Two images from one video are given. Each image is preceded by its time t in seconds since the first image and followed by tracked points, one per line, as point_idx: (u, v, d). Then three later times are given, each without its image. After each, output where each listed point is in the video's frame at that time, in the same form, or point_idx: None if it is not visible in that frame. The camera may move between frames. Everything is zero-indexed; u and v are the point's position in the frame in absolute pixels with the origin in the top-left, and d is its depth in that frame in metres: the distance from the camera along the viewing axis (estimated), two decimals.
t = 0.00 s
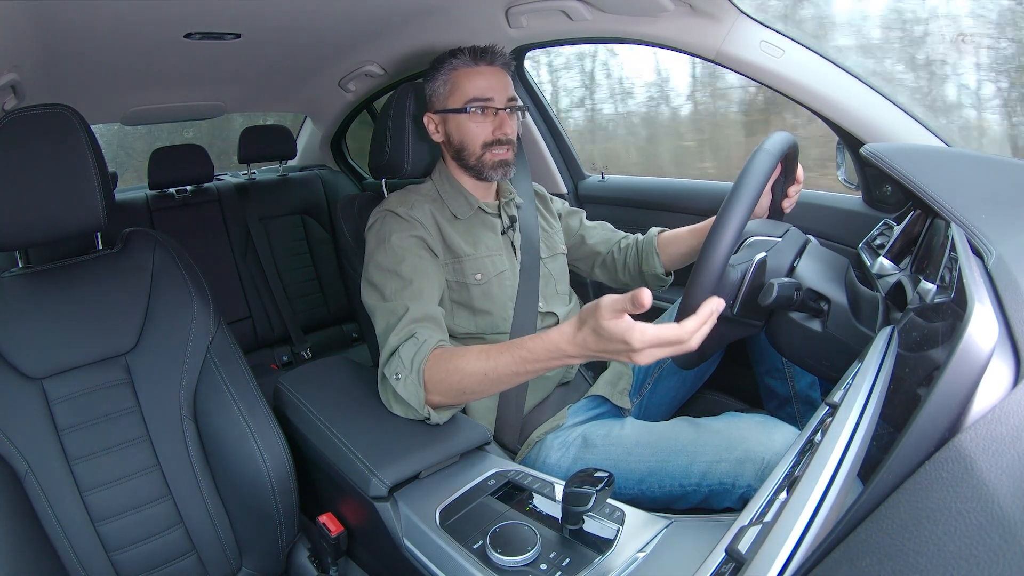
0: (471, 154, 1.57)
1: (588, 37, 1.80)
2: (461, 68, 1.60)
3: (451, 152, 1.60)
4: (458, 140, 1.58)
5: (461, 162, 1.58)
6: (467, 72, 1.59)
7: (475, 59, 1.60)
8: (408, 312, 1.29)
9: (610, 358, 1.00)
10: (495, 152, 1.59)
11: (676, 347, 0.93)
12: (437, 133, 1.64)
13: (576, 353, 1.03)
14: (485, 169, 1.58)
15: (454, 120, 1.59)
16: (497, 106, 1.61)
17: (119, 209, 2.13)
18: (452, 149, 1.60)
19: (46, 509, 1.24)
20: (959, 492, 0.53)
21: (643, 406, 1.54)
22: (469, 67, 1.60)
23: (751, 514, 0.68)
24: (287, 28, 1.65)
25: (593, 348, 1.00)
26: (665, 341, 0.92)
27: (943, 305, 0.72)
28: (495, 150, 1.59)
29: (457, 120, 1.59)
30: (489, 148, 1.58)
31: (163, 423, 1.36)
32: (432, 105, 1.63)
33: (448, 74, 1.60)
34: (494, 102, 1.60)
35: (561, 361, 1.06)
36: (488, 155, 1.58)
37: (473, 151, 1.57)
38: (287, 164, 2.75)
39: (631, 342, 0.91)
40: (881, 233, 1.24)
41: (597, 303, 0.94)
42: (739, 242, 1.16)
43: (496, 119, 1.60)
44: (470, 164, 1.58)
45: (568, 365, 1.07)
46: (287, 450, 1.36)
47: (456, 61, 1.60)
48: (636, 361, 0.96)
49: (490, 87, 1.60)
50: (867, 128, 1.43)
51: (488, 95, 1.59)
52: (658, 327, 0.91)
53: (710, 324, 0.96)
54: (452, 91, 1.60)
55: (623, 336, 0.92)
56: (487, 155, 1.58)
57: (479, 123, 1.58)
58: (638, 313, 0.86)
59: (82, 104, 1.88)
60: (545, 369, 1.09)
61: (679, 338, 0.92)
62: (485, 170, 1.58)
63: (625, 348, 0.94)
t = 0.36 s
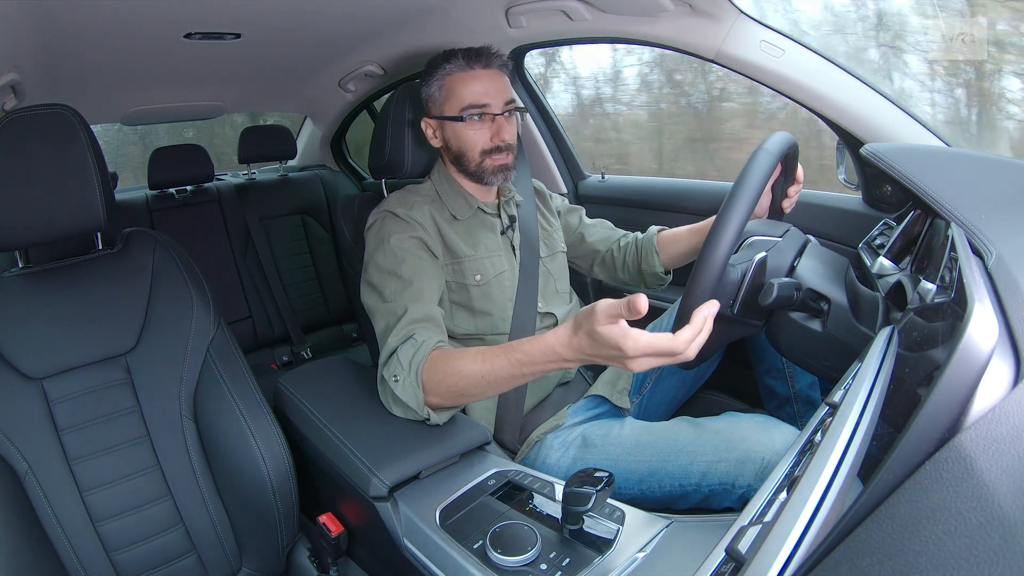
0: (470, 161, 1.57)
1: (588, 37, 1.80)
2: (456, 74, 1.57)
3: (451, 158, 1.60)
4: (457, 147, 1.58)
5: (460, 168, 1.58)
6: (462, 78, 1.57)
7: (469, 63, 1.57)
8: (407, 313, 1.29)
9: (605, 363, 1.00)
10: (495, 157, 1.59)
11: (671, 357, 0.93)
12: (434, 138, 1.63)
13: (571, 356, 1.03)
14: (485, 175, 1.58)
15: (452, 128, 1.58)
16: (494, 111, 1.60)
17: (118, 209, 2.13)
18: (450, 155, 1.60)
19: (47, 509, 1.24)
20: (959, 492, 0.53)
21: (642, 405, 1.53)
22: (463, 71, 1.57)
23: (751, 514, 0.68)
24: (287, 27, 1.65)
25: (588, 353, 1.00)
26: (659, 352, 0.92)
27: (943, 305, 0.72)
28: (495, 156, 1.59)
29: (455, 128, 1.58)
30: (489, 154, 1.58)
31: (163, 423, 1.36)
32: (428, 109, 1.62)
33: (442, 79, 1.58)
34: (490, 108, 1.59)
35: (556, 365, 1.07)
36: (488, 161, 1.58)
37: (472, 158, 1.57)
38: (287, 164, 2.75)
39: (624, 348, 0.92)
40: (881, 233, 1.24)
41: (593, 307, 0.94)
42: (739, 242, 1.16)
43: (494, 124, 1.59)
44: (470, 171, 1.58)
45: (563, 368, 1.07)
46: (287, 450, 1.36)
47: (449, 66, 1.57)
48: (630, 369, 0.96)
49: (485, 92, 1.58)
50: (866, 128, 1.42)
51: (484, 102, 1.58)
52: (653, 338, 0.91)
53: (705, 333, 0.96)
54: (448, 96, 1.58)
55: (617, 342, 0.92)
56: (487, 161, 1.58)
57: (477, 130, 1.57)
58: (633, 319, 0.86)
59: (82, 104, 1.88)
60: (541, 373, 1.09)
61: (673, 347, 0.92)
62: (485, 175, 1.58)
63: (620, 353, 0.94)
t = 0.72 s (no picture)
0: (468, 157, 1.57)
1: (588, 37, 1.80)
2: (456, 71, 1.60)
3: (450, 155, 1.60)
4: (456, 144, 1.58)
5: (459, 164, 1.58)
6: (462, 75, 1.59)
7: (469, 62, 1.60)
8: (407, 312, 1.29)
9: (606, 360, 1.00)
10: (493, 155, 1.59)
11: (673, 354, 0.91)
12: (434, 136, 1.63)
13: (572, 352, 1.03)
14: (483, 173, 1.58)
15: (451, 123, 1.59)
16: (493, 108, 1.61)
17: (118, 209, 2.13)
18: (450, 153, 1.60)
19: (47, 509, 1.24)
20: (958, 492, 0.53)
21: (643, 405, 1.53)
22: (463, 69, 1.60)
23: (751, 514, 0.68)
24: (287, 28, 1.65)
25: (590, 349, 0.99)
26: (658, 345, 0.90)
27: (943, 305, 0.72)
28: (493, 154, 1.59)
29: (454, 124, 1.59)
30: (487, 151, 1.58)
31: (163, 423, 1.36)
32: (429, 107, 1.63)
33: (443, 77, 1.60)
34: (489, 105, 1.60)
35: (557, 361, 1.06)
36: (486, 158, 1.57)
37: (470, 155, 1.57)
38: (287, 164, 2.75)
39: (626, 343, 0.91)
40: (881, 233, 1.24)
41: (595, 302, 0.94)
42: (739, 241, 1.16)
43: (492, 121, 1.60)
44: (468, 167, 1.58)
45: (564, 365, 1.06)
46: (288, 450, 1.36)
47: (450, 64, 1.59)
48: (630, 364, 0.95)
49: (484, 89, 1.60)
50: (866, 128, 1.43)
51: (483, 98, 1.59)
52: (652, 330, 0.89)
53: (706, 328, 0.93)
54: (448, 93, 1.60)
55: (619, 336, 0.92)
56: (485, 159, 1.57)
57: (476, 126, 1.58)
58: (638, 314, 0.84)
59: (81, 104, 1.87)
60: (541, 369, 1.09)
61: (673, 343, 0.89)
62: (483, 174, 1.58)
63: (621, 349, 0.94)
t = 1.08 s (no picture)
0: (464, 158, 1.57)
1: (588, 37, 1.80)
2: (450, 73, 1.59)
3: (446, 156, 1.61)
4: (451, 145, 1.58)
5: (455, 165, 1.59)
6: (456, 76, 1.59)
7: (462, 63, 1.59)
8: (407, 312, 1.29)
9: (613, 360, 0.99)
10: (488, 155, 1.58)
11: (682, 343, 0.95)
12: (431, 137, 1.64)
13: (576, 351, 1.02)
14: (479, 172, 1.57)
15: (446, 125, 1.59)
16: (487, 109, 1.61)
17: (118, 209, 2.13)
18: (446, 154, 1.61)
19: (46, 509, 1.24)
20: (958, 492, 0.53)
21: (642, 406, 1.52)
22: (457, 71, 1.59)
23: (750, 514, 0.68)
24: (287, 27, 1.65)
25: (598, 348, 0.99)
26: (671, 337, 0.93)
27: (943, 305, 0.72)
28: (488, 153, 1.58)
29: (449, 126, 1.59)
30: (482, 151, 1.58)
31: (163, 423, 1.36)
32: (426, 109, 1.64)
33: (437, 79, 1.60)
34: (483, 105, 1.59)
35: (561, 361, 1.06)
36: (481, 158, 1.57)
37: (465, 155, 1.57)
38: (287, 164, 2.75)
39: (643, 336, 0.92)
40: (881, 233, 1.24)
41: (610, 298, 0.95)
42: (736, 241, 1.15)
43: (487, 122, 1.60)
44: (464, 168, 1.58)
45: (567, 365, 1.06)
46: (287, 450, 1.37)
47: (444, 65, 1.59)
48: (641, 366, 0.96)
49: (478, 90, 1.59)
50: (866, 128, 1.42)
51: (476, 99, 1.59)
52: (667, 322, 0.92)
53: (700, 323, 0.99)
54: (442, 95, 1.60)
55: (635, 330, 0.92)
56: (480, 158, 1.57)
57: (471, 127, 1.58)
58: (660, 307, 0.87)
59: (81, 104, 1.87)
60: (542, 373, 1.10)
61: (685, 332, 0.93)
62: (478, 173, 1.58)
63: (635, 345, 0.94)
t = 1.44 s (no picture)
0: (464, 163, 1.57)
1: (588, 37, 1.80)
2: (452, 76, 1.56)
3: (448, 159, 1.60)
4: (454, 149, 1.58)
5: (457, 168, 1.59)
6: (458, 79, 1.56)
7: (464, 66, 1.55)
8: (405, 313, 1.29)
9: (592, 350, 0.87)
10: (489, 161, 1.58)
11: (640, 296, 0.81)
12: (435, 139, 1.64)
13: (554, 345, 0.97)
14: (479, 178, 1.57)
15: (448, 129, 1.58)
16: (490, 113, 1.58)
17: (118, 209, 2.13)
18: (449, 157, 1.60)
19: (46, 509, 1.24)
20: (958, 492, 0.53)
21: (642, 406, 1.55)
22: (459, 74, 1.56)
23: (751, 514, 0.69)
24: (287, 28, 1.65)
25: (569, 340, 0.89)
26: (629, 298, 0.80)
27: (943, 305, 0.72)
28: (489, 159, 1.57)
29: (452, 130, 1.58)
30: (483, 157, 1.57)
31: (162, 423, 1.35)
32: (428, 109, 1.62)
33: (439, 81, 1.58)
34: (485, 110, 1.57)
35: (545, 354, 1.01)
36: (482, 164, 1.57)
37: (466, 160, 1.57)
38: (287, 164, 2.75)
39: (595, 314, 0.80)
40: (881, 233, 1.24)
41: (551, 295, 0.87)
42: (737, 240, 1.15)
43: (489, 126, 1.58)
44: (464, 173, 1.58)
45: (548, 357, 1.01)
46: (287, 451, 1.36)
47: (446, 68, 1.56)
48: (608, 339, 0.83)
49: (480, 93, 1.56)
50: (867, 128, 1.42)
51: (479, 103, 1.56)
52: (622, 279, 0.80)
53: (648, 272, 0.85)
54: (445, 98, 1.58)
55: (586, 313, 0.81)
56: (481, 164, 1.57)
57: (472, 132, 1.57)
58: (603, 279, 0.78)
59: (81, 104, 1.87)
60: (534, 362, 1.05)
61: (637, 286, 0.80)
62: (479, 179, 1.57)
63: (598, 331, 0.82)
